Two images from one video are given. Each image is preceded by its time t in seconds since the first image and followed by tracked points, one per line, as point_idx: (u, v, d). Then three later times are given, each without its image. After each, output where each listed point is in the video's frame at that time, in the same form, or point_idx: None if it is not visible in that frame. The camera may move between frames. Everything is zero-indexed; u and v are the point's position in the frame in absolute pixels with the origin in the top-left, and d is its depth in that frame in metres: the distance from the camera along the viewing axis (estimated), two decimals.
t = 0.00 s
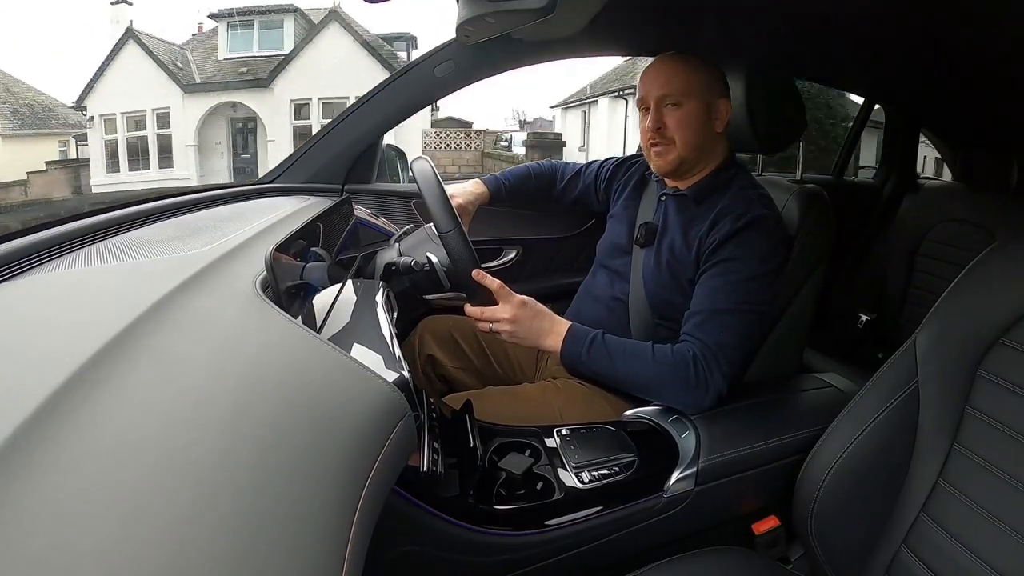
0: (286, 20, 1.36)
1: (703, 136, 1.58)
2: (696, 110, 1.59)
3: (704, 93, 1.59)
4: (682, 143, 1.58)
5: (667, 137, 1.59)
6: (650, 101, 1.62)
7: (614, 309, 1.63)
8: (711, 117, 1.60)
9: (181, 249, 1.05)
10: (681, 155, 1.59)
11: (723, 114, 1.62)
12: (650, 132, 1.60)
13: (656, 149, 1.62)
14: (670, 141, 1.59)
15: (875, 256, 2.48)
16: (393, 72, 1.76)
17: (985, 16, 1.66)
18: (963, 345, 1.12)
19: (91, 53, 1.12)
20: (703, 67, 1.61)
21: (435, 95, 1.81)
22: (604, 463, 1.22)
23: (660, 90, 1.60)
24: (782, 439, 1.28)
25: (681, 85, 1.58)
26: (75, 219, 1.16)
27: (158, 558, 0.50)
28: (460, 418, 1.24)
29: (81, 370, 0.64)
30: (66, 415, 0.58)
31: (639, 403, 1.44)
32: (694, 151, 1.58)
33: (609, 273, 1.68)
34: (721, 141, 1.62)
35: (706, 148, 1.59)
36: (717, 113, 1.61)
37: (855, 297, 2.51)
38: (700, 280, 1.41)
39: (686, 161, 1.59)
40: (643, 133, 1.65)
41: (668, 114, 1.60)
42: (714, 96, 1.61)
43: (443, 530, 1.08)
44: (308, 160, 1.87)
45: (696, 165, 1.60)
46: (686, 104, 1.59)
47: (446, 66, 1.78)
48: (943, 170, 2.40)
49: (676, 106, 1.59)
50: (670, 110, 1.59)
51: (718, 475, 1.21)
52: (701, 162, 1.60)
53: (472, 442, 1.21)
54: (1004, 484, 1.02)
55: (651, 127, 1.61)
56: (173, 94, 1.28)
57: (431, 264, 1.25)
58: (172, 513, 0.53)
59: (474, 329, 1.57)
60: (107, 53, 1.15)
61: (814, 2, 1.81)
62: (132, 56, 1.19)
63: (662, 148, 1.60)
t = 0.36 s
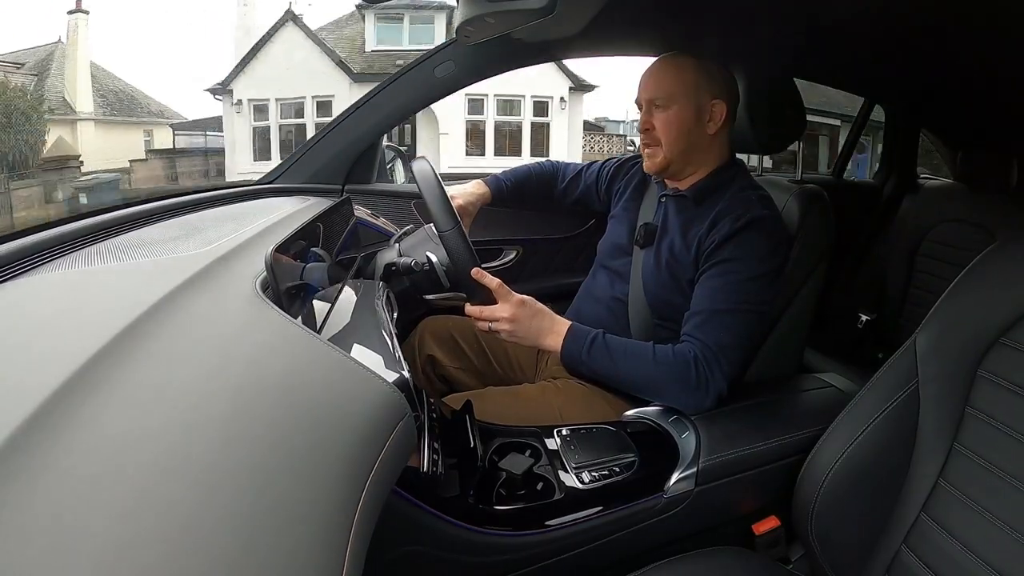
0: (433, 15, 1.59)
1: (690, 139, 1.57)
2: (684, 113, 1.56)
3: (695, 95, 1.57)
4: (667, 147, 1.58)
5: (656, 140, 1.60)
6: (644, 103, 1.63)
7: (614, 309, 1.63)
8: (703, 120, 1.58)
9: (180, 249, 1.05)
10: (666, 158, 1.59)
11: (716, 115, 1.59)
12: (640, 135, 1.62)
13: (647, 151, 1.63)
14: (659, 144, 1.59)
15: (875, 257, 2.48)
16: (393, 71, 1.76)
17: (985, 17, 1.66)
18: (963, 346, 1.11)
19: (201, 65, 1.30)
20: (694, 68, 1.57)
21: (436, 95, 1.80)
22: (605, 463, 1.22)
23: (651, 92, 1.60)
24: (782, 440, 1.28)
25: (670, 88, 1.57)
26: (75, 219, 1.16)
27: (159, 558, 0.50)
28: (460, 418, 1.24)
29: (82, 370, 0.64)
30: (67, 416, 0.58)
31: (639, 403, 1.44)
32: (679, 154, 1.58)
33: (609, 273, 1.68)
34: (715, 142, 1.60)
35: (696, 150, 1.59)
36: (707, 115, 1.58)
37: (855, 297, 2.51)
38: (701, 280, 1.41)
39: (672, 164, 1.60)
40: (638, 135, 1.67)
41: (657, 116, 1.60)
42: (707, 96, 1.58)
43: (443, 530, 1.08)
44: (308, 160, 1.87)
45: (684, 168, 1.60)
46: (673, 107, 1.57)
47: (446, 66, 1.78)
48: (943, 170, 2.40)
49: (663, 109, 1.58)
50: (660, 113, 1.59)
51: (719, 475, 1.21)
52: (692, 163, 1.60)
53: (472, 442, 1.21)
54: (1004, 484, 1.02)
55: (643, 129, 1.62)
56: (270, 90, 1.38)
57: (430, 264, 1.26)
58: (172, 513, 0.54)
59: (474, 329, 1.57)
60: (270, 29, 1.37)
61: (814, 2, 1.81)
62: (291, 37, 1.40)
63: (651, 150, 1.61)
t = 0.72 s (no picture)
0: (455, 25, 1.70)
1: (687, 138, 1.57)
2: (681, 112, 1.56)
3: (691, 94, 1.56)
4: (665, 147, 1.58)
5: (654, 142, 1.60)
6: (640, 104, 1.63)
7: (614, 309, 1.63)
8: (700, 119, 1.58)
9: (180, 249, 1.05)
10: (664, 158, 1.59)
11: (713, 114, 1.59)
12: (639, 136, 1.62)
13: (646, 152, 1.63)
14: (657, 145, 1.60)
15: (875, 257, 2.48)
16: (393, 70, 1.77)
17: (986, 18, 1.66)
18: (963, 346, 1.11)
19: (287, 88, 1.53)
20: (691, 66, 1.57)
21: (436, 95, 1.81)
22: (605, 463, 1.22)
23: (647, 93, 1.60)
24: (782, 440, 1.28)
25: (666, 89, 1.57)
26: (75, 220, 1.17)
27: (157, 558, 0.50)
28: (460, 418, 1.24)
29: (83, 369, 0.64)
30: (66, 415, 0.58)
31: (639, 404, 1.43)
32: (677, 154, 1.58)
33: (609, 273, 1.68)
34: (713, 141, 1.60)
35: (695, 150, 1.59)
36: (704, 114, 1.58)
37: (855, 297, 2.51)
38: (700, 280, 1.41)
39: (671, 163, 1.60)
40: (637, 136, 1.67)
41: (654, 116, 1.60)
42: (703, 95, 1.57)
43: (444, 530, 1.08)
44: (309, 160, 1.87)
45: (682, 167, 1.60)
46: (670, 106, 1.57)
47: (446, 66, 1.78)
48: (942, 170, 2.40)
49: (661, 108, 1.58)
50: (656, 114, 1.59)
51: (719, 475, 1.21)
52: (691, 164, 1.60)
53: (472, 442, 1.21)
54: (1005, 484, 1.02)
55: (641, 130, 1.63)
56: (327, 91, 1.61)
57: (430, 262, 1.25)
58: (171, 513, 0.53)
59: (474, 329, 1.57)
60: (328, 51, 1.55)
61: (814, 2, 1.81)
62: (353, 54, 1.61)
63: (649, 149, 1.62)
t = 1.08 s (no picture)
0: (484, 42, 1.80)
1: (686, 141, 1.57)
2: (679, 115, 1.56)
3: (687, 96, 1.56)
4: (665, 150, 1.58)
5: (654, 145, 1.60)
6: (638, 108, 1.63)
7: (614, 309, 1.63)
8: (698, 121, 1.58)
9: (180, 250, 1.05)
10: (665, 161, 1.59)
11: (711, 115, 1.59)
12: (638, 140, 1.62)
13: (646, 155, 1.63)
14: (657, 148, 1.60)
15: (875, 257, 2.49)
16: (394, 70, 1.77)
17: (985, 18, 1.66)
18: (963, 346, 1.11)
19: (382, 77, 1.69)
20: (686, 69, 1.57)
21: (438, 95, 1.81)
22: (605, 463, 1.22)
23: (644, 96, 1.60)
24: (782, 440, 1.28)
25: (663, 92, 1.57)
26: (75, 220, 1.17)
27: (158, 558, 0.50)
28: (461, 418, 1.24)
29: (84, 369, 0.64)
30: (66, 415, 0.58)
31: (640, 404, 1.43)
32: (678, 156, 1.58)
33: (609, 274, 1.68)
34: (712, 142, 1.60)
35: (694, 152, 1.59)
36: (702, 115, 1.58)
37: (855, 297, 2.51)
38: (700, 280, 1.41)
39: (672, 166, 1.60)
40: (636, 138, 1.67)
41: (652, 120, 1.60)
42: (700, 97, 1.57)
43: (444, 531, 1.08)
44: (309, 160, 1.87)
45: (683, 169, 1.60)
46: (668, 110, 1.57)
47: (446, 66, 1.78)
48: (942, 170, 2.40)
49: (659, 112, 1.58)
50: (654, 117, 1.59)
51: (719, 475, 1.22)
52: (691, 165, 1.60)
53: (472, 442, 1.21)
54: (1004, 484, 1.02)
55: (640, 134, 1.63)
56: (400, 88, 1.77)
57: (430, 262, 1.25)
58: (170, 513, 0.53)
59: (473, 329, 1.56)
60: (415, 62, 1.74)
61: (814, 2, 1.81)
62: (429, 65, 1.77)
63: (649, 153, 1.62)
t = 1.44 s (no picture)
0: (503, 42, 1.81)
1: (703, 141, 1.58)
2: (697, 115, 1.57)
3: (705, 97, 1.57)
4: (682, 150, 1.57)
5: (669, 144, 1.58)
6: (651, 105, 1.61)
7: (614, 309, 1.63)
8: (714, 122, 1.59)
9: (180, 249, 1.05)
10: (681, 161, 1.58)
11: (723, 117, 1.61)
12: (650, 137, 1.60)
13: (657, 154, 1.61)
14: (673, 148, 1.58)
15: (875, 257, 2.49)
16: (395, 70, 1.77)
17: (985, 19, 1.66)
18: (964, 346, 1.11)
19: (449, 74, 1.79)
20: (705, 70, 1.58)
21: (438, 95, 1.81)
22: (605, 463, 1.23)
23: (661, 94, 1.58)
24: (781, 440, 1.28)
25: (682, 91, 1.56)
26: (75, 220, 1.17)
27: (159, 557, 0.50)
28: (460, 418, 1.25)
29: (84, 369, 0.64)
30: (66, 416, 0.58)
31: (640, 404, 1.43)
32: (693, 157, 1.58)
33: (609, 273, 1.68)
34: (722, 144, 1.61)
35: (708, 153, 1.59)
36: (717, 117, 1.59)
37: (855, 297, 2.51)
38: (701, 281, 1.41)
39: (686, 166, 1.59)
40: (643, 137, 1.65)
41: (670, 119, 1.58)
42: (715, 99, 1.59)
43: (446, 531, 1.08)
44: (309, 160, 1.87)
45: (696, 170, 1.60)
46: (688, 110, 1.57)
47: (446, 66, 1.78)
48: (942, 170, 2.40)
49: (678, 112, 1.57)
50: (671, 115, 1.58)
51: (719, 475, 1.22)
52: (703, 166, 1.60)
53: (472, 442, 1.21)
54: (1005, 484, 1.02)
55: (654, 132, 1.60)
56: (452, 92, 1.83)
57: (430, 262, 1.25)
58: (171, 513, 0.53)
59: (474, 329, 1.56)
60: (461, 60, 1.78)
61: (814, 2, 1.81)
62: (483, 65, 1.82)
63: (664, 153, 1.60)
